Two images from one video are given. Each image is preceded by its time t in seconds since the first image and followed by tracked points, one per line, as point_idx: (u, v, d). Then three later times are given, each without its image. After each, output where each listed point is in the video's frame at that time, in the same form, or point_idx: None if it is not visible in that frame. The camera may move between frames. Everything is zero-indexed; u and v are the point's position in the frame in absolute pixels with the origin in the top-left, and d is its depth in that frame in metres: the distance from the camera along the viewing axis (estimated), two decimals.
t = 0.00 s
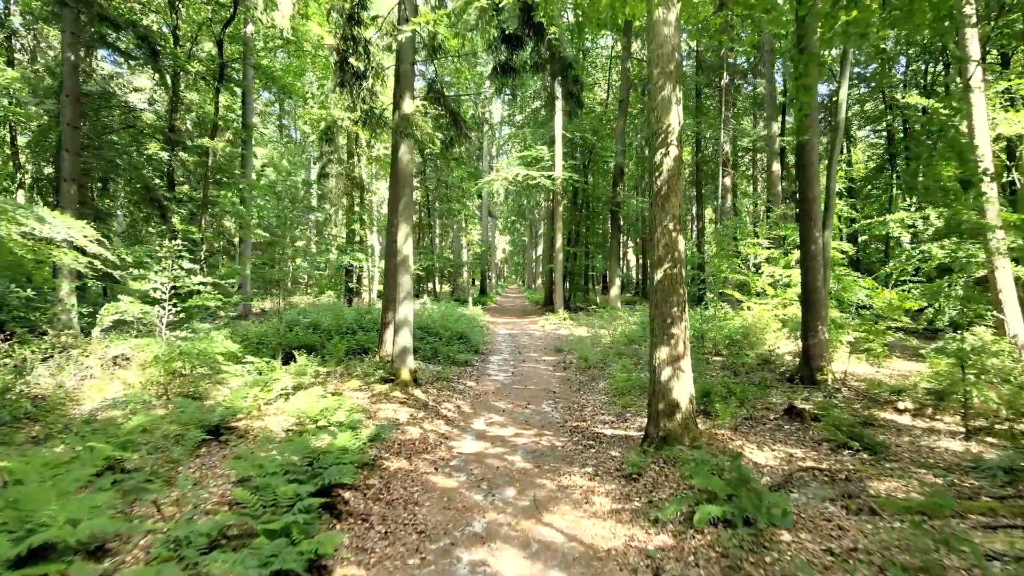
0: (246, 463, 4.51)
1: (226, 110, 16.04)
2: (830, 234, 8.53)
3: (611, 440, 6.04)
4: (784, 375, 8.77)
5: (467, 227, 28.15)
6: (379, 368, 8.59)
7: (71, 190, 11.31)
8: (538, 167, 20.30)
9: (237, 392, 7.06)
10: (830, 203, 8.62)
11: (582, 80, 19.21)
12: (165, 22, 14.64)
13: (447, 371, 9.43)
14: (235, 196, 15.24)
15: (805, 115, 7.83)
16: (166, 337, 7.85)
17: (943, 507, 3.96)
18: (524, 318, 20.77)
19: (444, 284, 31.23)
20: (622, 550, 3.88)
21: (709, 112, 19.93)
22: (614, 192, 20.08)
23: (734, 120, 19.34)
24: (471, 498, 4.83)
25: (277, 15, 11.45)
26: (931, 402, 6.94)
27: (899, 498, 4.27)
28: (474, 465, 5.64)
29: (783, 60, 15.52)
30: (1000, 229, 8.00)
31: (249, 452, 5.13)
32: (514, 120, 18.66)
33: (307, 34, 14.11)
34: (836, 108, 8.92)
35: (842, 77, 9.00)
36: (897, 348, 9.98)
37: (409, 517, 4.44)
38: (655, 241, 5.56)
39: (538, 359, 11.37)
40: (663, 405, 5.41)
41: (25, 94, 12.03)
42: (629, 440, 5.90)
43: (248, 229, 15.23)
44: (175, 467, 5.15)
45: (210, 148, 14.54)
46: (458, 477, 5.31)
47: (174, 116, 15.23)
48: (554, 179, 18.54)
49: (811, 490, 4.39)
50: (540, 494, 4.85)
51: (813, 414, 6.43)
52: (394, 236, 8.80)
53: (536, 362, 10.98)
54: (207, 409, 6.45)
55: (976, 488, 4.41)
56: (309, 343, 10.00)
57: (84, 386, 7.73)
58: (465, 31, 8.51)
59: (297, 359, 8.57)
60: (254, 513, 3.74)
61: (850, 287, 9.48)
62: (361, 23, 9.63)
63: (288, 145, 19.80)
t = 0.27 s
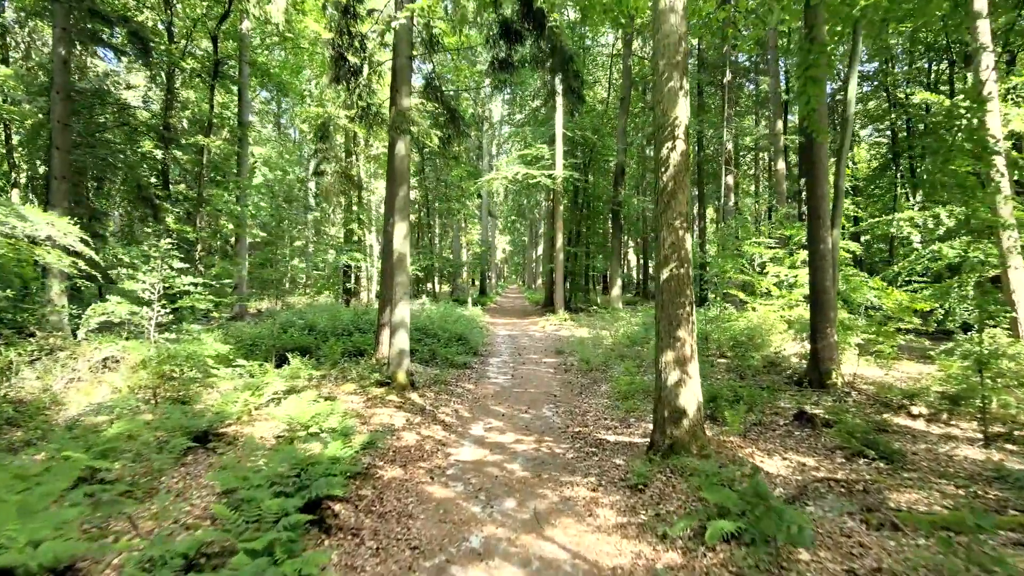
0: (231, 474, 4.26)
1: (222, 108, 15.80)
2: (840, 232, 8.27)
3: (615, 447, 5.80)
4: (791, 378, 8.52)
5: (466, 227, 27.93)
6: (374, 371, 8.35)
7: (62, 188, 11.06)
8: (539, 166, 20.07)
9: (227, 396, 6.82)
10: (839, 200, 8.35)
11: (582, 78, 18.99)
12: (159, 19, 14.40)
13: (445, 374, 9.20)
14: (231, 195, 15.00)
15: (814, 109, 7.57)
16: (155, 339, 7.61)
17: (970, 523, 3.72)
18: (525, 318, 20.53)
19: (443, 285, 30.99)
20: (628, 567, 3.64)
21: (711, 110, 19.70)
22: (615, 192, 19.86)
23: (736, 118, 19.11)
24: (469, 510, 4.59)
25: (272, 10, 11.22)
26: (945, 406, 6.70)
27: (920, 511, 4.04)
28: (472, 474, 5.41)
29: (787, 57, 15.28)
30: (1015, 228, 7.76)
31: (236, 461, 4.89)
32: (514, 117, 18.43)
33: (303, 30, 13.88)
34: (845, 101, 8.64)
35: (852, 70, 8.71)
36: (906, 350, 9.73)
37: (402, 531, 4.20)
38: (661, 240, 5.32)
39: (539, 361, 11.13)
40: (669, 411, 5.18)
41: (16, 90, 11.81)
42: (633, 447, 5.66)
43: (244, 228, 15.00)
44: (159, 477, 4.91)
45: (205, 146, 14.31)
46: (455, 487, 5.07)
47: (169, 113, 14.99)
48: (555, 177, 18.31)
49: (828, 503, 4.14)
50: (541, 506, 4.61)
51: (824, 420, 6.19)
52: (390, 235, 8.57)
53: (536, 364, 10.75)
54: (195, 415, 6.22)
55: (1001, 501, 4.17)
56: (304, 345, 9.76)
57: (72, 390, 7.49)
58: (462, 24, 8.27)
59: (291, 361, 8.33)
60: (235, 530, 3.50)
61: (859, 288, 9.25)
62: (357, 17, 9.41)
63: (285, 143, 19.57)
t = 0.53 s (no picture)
0: (210, 488, 3.99)
1: (217, 106, 15.54)
2: (851, 230, 8.01)
3: (619, 456, 5.53)
4: (798, 382, 8.26)
5: (466, 226, 27.68)
6: (369, 374, 8.09)
7: (51, 186, 10.80)
8: (539, 165, 19.81)
9: (215, 401, 6.54)
10: (850, 197, 8.08)
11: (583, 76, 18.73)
12: (153, 14, 14.12)
13: (442, 377, 8.92)
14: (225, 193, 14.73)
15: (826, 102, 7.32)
16: (141, 341, 7.35)
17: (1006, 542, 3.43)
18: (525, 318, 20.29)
19: (443, 284, 30.79)
20: None
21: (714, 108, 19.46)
22: (616, 191, 19.60)
23: (739, 116, 18.87)
24: (465, 524, 4.32)
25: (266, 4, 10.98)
26: (963, 413, 6.43)
27: (949, 529, 3.76)
28: (469, 484, 5.13)
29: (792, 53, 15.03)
30: None
31: (218, 472, 4.61)
32: (514, 115, 18.20)
33: (300, 26, 13.66)
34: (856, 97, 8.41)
35: (863, 65, 8.48)
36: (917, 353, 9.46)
37: (393, 549, 3.92)
38: (668, 238, 5.04)
39: (539, 363, 10.87)
40: (676, 418, 4.91)
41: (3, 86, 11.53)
42: (639, 457, 5.38)
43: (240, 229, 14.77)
44: (137, 489, 4.63)
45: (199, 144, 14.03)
46: (450, 499, 4.79)
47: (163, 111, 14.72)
48: (555, 176, 18.06)
49: (848, 519, 3.87)
50: (542, 521, 4.33)
51: (838, 427, 5.91)
52: (385, 233, 8.30)
53: (536, 367, 10.48)
54: (180, 422, 5.94)
55: None
56: (298, 347, 9.50)
57: (56, 395, 7.21)
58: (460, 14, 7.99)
59: (283, 364, 8.07)
60: (212, 550, 3.23)
61: (869, 288, 8.98)
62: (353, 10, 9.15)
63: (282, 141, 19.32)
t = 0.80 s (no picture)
0: (186, 503, 3.72)
1: (211, 103, 15.29)
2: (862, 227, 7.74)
3: (623, 465, 5.26)
4: (806, 385, 8.00)
5: (465, 226, 27.43)
6: (363, 378, 7.83)
7: (39, 183, 10.54)
8: (539, 163, 19.56)
9: (200, 406, 6.28)
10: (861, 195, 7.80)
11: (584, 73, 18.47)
12: (146, 9, 13.88)
13: (439, 380, 8.66)
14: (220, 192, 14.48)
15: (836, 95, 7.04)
16: (125, 343, 7.08)
17: None
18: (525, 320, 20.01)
19: (442, 285, 30.52)
20: None
21: (717, 106, 19.20)
22: (617, 190, 19.35)
23: (742, 114, 18.62)
24: (459, 541, 4.05)
25: None
26: (982, 419, 6.16)
27: (982, 549, 3.48)
28: (465, 495, 4.86)
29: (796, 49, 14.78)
30: None
31: (198, 484, 4.35)
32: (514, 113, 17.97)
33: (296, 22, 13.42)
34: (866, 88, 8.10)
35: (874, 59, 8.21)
36: (928, 355, 9.19)
37: (382, 570, 3.65)
38: (675, 236, 4.77)
39: (539, 365, 10.61)
40: (684, 427, 4.64)
41: None
42: (644, 466, 5.12)
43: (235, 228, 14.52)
44: (112, 503, 4.36)
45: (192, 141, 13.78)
46: (445, 512, 4.52)
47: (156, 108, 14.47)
48: (556, 174, 17.81)
49: (872, 538, 3.59)
50: (542, 537, 4.06)
51: (852, 435, 5.64)
52: (380, 232, 8.04)
53: (536, 369, 10.22)
54: (163, 428, 5.68)
55: None
56: (291, 349, 9.24)
57: (39, 399, 6.94)
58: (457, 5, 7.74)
59: (275, 367, 7.80)
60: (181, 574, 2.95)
61: (879, 289, 8.71)
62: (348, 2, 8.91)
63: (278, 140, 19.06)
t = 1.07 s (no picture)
0: (157, 521, 3.44)
1: (205, 99, 15.01)
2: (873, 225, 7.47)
3: (627, 476, 4.98)
4: (816, 390, 7.74)
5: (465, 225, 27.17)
6: (356, 383, 7.55)
7: (26, 180, 10.28)
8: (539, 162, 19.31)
9: (185, 411, 6.01)
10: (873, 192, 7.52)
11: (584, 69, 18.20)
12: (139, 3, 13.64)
13: (435, 384, 8.38)
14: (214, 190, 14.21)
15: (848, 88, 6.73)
16: (108, 346, 6.80)
17: None
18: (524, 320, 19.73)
19: (441, 285, 30.24)
20: None
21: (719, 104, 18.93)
22: (618, 188, 19.09)
23: (744, 112, 18.38)
24: (454, 560, 3.78)
25: None
26: (1003, 426, 5.87)
27: (1020, 572, 3.20)
28: (460, 508, 4.58)
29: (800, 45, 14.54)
30: None
31: (174, 497, 4.07)
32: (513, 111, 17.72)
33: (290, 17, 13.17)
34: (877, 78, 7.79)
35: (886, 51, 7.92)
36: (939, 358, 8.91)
37: None
38: (682, 235, 4.50)
39: (539, 368, 10.33)
40: (694, 438, 4.36)
41: None
42: (650, 478, 4.84)
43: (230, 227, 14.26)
44: (83, 518, 4.08)
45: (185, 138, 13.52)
46: (439, 528, 4.24)
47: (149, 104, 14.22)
48: (556, 173, 17.55)
49: (900, 559, 3.31)
50: (542, 557, 3.78)
51: (867, 444, 5.36)
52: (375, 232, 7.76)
53: (536, 372, 9.94)
54: (143, 435, 5.40)
55: None
56: (283, 352, 8.96)
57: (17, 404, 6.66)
58: None
59: (265, 371, 7.53)
60: None
61: (890, 289, 8.44)
62: None
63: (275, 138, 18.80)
